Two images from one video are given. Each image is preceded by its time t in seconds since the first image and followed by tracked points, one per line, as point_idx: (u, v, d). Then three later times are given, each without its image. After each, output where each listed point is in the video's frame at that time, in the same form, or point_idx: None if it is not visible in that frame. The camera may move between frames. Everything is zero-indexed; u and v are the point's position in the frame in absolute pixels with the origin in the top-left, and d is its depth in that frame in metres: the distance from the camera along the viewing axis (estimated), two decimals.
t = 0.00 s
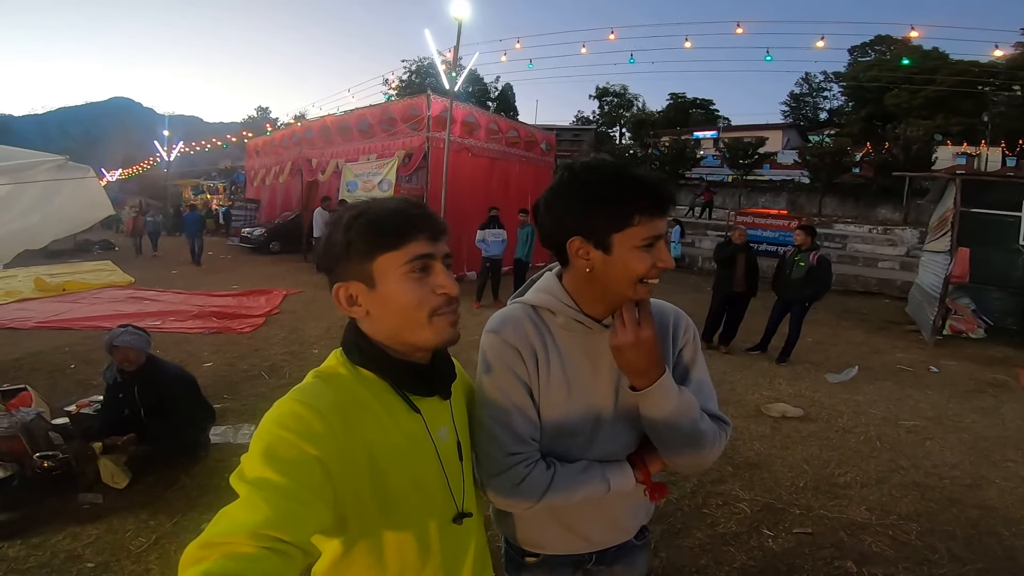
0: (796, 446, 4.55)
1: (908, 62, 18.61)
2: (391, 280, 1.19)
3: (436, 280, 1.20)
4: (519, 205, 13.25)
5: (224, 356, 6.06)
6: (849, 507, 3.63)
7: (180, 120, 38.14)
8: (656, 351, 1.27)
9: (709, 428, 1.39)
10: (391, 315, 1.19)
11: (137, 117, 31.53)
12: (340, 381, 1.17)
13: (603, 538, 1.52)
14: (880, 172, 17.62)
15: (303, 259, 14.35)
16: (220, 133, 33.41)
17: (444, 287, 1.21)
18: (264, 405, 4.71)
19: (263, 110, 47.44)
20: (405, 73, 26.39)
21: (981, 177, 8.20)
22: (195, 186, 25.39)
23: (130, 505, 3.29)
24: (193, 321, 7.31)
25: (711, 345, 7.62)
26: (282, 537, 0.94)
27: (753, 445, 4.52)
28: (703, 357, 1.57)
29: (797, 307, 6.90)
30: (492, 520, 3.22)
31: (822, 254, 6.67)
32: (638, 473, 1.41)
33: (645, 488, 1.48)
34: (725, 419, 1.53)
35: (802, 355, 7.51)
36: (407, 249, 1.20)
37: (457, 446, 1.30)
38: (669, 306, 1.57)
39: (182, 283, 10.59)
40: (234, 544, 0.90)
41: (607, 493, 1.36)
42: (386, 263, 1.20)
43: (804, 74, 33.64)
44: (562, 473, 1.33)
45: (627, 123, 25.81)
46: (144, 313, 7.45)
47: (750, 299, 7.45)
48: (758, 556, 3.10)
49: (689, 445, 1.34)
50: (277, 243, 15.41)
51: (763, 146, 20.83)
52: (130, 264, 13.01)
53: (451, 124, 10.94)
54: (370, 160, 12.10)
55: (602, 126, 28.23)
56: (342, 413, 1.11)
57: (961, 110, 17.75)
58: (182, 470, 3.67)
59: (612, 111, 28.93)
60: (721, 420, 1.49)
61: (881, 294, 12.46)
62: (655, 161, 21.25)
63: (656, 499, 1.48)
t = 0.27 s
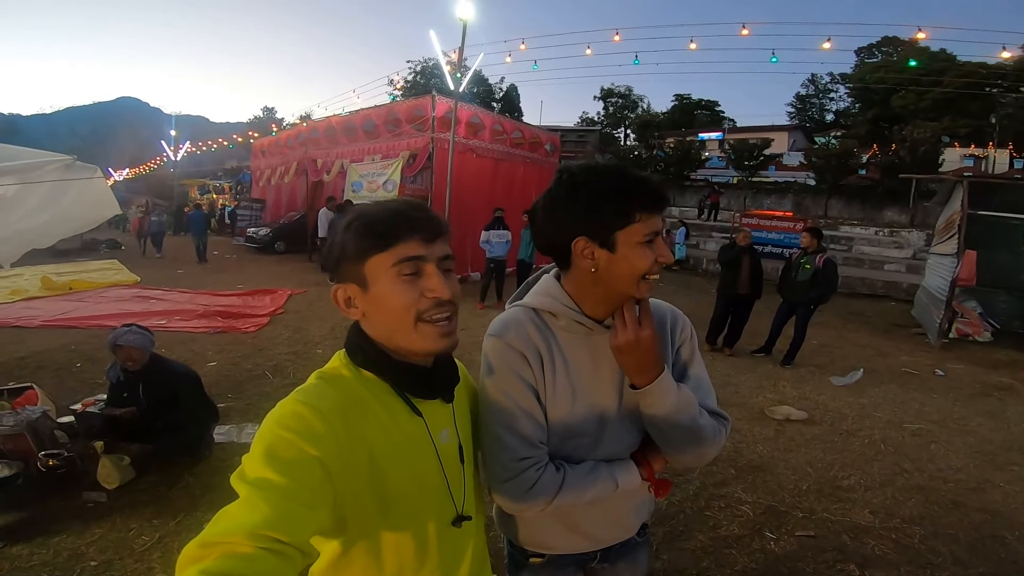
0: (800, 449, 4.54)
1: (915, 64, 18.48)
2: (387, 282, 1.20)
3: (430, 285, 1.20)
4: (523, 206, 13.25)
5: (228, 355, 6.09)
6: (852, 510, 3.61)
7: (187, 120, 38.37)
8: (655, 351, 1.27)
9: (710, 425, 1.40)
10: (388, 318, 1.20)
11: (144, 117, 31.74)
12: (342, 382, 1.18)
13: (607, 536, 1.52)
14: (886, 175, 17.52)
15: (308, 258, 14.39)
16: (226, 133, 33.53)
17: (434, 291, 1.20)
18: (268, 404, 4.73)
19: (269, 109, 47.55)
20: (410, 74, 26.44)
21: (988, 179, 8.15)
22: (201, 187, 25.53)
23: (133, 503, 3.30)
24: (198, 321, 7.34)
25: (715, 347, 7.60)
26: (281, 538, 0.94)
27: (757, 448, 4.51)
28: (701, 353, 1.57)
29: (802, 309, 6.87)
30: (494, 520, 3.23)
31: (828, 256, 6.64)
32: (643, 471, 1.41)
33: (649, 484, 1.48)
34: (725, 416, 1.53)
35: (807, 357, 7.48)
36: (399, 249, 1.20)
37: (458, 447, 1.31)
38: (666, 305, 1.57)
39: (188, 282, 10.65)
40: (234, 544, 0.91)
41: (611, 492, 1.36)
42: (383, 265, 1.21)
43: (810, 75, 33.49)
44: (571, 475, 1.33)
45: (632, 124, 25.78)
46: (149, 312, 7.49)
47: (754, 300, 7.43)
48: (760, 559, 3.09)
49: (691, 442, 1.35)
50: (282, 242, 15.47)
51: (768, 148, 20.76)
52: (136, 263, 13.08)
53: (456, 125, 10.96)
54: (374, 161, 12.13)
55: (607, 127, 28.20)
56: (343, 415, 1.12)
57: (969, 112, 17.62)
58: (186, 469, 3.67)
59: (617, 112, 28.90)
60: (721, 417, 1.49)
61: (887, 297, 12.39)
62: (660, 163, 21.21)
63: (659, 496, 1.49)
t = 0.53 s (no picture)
0: (804, 448, 4.52)
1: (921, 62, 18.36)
2: (388, 280, 1.19)
3: (417, 281, 1.18)
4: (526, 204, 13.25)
5: (232, 352, 6.10)
6: (856, 510, 3.60)
7: (190, 118, 38.46)
8: (658, 350, 1.26)
9: (713, 422, 1.39)
10: (388, 316, 1.18)
11: (148, 115, 31.82)
12: (347, 381, 1.17)
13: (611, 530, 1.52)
14: (891, 173, 17.44)
15: (311, 256, 14.41)
16: (230, 131, 33.58)
17: (423, 287, 1.19)
18: (271, 402, 4.73)
19: (272, 107, 47.58)
20: (413, 72, 26.42)
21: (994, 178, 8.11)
22: (205, 184, 25.59)
23: (137, 500, 3.31)
24: (202, 318, 7.36)
25: (718, 346, 7.59)
26: (283, 539, 0.94)
27: (760, 447, 4.50)
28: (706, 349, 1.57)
29: (806, 308, 6.86)
30: (497, 517, 3.23)
31: (833, 254, 6.61)
32: (644, 467, 1.40)
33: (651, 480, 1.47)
34: (729, 412, 1.53)
35: (810, 356, 7.46)
36: (390, 243, 1.21)
37: (462, 447, 1.30)
38: (671, 300, 1.57)
39: (191, 279, 10.67)
40: (235, 545, 0.91)
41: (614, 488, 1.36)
42: (384, 263, 1.20)
43: (815, 74, 33.32)
44: (578, 472, 1.32)
45: (636, 122, 25.72)
46: (153, 309, 7.51)
47: (758, 299, 7.41)
48: (763, 558, 3.08)
49: (694, 439, 1.35)
50: (285, 240, 15.49)
51: (773, 147, 20.68)
52: (140, 261, 13.12)
53: (459, 123, 10.94)
54: (377, 159, 12.13)
55: (610, 125, 28.13)
56: (347, 414, 1.11)
57: (975, 111, 17.48)
58: (190, 466, 3.68)
59: (620, 110, 28.83)
60: (725, 414, 1.49)
61: (892, 296, 12.33)
62: (663, 161, 21.17)
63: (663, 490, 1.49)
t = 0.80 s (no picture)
0: (805, 449, 4.51)
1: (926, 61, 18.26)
2: (394, 280, 1.19)
3: (422, 283, 1.19)
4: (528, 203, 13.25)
5: (234, 351, 6.11)
6: (857, 510, 3.60)
7: (193, 116, 38.52)
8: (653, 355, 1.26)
9: (708, 427, 1.38)
10: (387, 315, 1.19)
11: (151, 114, 31.91)
12: (346, 382, 1.17)
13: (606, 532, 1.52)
14: (895, 173, 17.37)
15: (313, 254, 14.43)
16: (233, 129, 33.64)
17: (432, 287, 1.19)
18: (272, 400, 4.74)
19: (275, 105, 47.65)
20: (415, 70, 26.40)
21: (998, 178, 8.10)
22: (208, 182, 25.65)
23: (138, 498, 3.32)
24: (204, 316, 7.37)
25: (720, 345, 7.59)
26: (282, 538, 0.94)
27: (761, 447, 4.49)
28: (703, 351, 1.56)
29: (808, 308, 6.85)
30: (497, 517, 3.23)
31: (836, 254, 6.59)
32: (637, 469, 1.40)
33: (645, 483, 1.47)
34: (724, 417, 1.52)
35: (812, 356, 7.45)
36: (393, 245, 1.20)
37: (461, 447, 1.30)
38: (667, 301, 1.56)
39: (194, 277, 10.69)
40: (235, 544, 0.91)
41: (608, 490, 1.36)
42: (389, 264, 1.20)
43: (818, 73, 33.21)
44: (572, 474, 1.32)
45: (638, 121, 25.68)
46: (155, 307, 7.52)
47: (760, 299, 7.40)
48: (763, 558, 3.08)
49: (685, 443, 1.34)
50: (287, 238, 15.52)
51: (775, 146, 20.63)
52: (143, 258, 13.15)
53: (461, 122, 10.94)
54: (379, 157, 12.13)
55: (612, 124, 28.06)
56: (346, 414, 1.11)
57: (980, 111, 17.36)
58: (191, 464, 3.68)
59: (622, 109, 28.78)
60: (721, 418, 1.48)
61: (894, 296, 12.29)
62: (666, 161, 21.13)
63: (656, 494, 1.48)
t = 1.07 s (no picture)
0: (806, 448, 4.50)
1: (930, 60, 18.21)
2: (398, 277, 1.19)
3: (430, 277, 1.19)
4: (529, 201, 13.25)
5: (235, 348, 6.12)
6: (858, 511, 3.59)
7: (196, 115, 38.55)
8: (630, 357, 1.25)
9: (696, 427, 1.36)
10: (385, 310, 1.18)
11: (153, 112, 31.96)
12: (348, 378, 1.17)
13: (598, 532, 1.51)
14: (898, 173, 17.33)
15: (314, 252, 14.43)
16: (236, 127, 33.69)
17: (438, 282, 1.19)
18: (273, 398, 4.74)
19: (277, 103, 47.64)
20: (417, 68, 26.38)
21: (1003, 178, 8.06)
22: (210, 180, 25.67)
23: (139, 496, 3.32)
24: (205, 314, 7.38)
25: (721, 345, 7.58)
26: (285, 535, 0.94)
27: (762, 446, 4.48)
28: (700, 351, 1.54)
29: (810, 308, 6.83)
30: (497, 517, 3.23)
31: (838, 254, 6.57)
32: (630, 470, 1.39)
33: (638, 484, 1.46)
34: (719, 419, 1.50)
35: (814, 356, 7.43)
36: (397, 242, 1.20)
37: (463, 444, 1.30)
38: (658, 299, 1.56)
39: (195, 275, 10.70)
40: (237, 542, 0.90)
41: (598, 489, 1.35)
42: (392, 261, 1.20)
43: (821, 73, 33.14)
44: (563, 472, 1.31)
45: (641, 120, 25.64)
46: (157, 305, 7.53)
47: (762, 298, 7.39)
48: (764, 558, 3.07)
49: (674, 445, 1.33)
50: (289, 237, 15.54)
51: (778, 145, 20.59)
52: (145, 256, 13.17)
53: (463, 120, 10.92)
54: (381, 155, 12.12)
55: (615, 123, 28.01)
56: (347, 411, 1.11)
57: (984, 110, 17.33)
58: (191, 462, 3.68)
59: (625, 108, 28.74)
60: (714, 421, 1.47)
61: (897, 296, 12.27)
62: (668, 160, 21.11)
63: (648, 495, 1.47)
